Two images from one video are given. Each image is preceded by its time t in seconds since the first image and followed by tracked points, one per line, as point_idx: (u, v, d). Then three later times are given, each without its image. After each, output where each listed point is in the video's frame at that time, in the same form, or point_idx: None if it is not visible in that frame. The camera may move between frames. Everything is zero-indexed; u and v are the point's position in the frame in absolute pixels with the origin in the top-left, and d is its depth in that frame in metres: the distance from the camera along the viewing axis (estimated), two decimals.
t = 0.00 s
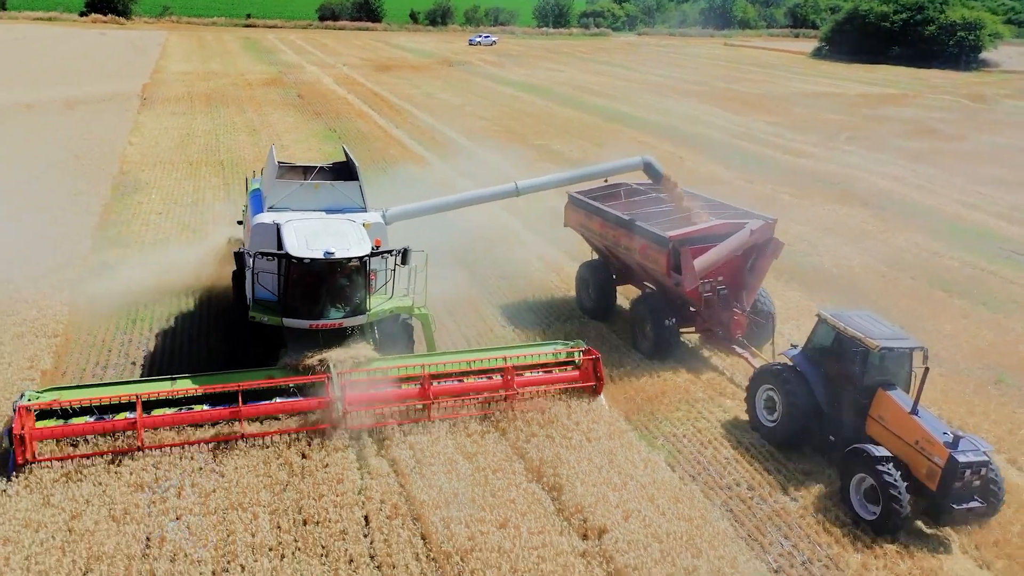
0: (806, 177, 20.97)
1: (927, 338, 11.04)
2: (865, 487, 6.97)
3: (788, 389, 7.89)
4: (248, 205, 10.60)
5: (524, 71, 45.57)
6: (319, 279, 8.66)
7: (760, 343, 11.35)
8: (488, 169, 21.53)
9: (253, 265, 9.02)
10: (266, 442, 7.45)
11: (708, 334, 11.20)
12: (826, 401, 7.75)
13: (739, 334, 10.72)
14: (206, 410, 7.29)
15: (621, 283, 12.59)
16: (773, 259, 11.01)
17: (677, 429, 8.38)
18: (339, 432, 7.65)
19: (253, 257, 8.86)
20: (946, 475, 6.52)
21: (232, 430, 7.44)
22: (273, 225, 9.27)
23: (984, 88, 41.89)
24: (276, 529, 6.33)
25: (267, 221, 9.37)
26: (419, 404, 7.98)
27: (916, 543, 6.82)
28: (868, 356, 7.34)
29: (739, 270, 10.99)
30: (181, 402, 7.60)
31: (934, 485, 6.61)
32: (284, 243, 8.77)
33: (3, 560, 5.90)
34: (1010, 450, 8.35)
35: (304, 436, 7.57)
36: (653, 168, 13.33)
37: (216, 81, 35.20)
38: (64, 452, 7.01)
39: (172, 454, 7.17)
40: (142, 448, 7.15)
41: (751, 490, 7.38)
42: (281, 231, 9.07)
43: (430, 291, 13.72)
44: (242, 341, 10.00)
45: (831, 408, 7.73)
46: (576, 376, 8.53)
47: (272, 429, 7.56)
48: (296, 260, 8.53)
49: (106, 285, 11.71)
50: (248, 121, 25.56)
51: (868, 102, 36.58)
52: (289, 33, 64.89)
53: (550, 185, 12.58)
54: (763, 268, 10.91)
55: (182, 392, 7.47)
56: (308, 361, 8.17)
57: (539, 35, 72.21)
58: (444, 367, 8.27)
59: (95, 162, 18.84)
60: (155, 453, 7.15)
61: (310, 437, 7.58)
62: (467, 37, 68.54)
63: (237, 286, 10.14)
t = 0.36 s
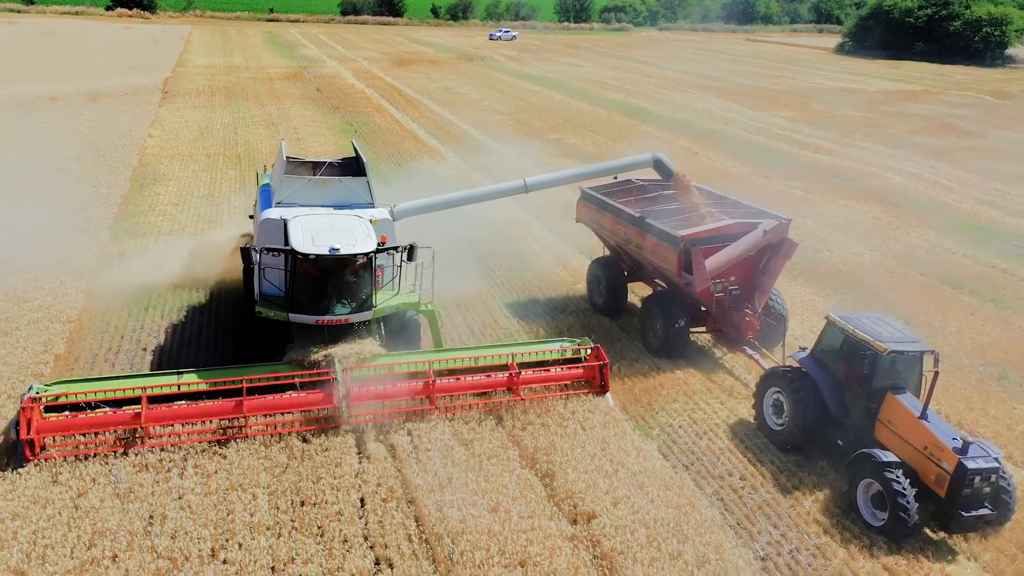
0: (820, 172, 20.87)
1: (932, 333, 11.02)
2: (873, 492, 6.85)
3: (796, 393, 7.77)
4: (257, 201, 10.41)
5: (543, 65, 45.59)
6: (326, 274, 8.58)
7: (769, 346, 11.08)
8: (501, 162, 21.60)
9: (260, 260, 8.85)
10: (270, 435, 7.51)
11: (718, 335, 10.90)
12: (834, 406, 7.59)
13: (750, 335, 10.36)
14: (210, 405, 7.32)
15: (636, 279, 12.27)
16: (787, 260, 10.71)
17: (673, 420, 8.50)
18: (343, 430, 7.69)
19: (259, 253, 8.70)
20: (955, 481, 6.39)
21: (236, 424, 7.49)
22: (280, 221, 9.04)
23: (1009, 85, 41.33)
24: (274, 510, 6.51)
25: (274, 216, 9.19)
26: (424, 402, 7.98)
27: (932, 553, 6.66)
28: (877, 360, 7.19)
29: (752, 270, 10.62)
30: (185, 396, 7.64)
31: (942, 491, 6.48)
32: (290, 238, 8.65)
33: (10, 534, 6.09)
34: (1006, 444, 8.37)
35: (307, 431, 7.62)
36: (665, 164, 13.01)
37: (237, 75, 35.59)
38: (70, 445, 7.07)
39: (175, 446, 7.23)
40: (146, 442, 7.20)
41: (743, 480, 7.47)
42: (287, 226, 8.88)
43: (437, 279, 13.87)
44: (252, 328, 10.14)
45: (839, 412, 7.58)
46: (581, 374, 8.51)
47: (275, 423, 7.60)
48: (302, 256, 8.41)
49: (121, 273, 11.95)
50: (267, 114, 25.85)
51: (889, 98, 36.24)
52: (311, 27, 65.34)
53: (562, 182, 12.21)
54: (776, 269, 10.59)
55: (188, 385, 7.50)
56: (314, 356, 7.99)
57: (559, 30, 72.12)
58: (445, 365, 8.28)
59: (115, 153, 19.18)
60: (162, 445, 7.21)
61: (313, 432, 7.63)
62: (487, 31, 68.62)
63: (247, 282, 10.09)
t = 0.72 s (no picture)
0: (835, 170, 20.79)
1: (936, 329, 11.02)
2: (879, 499, 6.73)
3: (801, 396, 7.61)
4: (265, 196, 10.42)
5: (561, 61, 45.60)
6: (332, 269, 8.60)
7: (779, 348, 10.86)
8: (515, 157, 21.69)
9: (266, 255, 8.88)
10: (275, 429, 7.54)
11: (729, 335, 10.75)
12: (840, 409, 7.46)
13: (759, 336, 10.21)
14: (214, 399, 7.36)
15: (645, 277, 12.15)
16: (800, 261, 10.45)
17: (670, 412, 8.63)
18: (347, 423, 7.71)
19: (266, 248, 8.75)
20: (962, 490, 6.27)
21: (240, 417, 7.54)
22: (286, 216, 9.08)
23: None
24: (273, 491, 6.70)
25: (281, 211, 9.21)
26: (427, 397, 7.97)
27: (937, 561, 6.52)
28: (884, 364, 7.04)
29: (763, 271, 10.40)
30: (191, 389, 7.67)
31: (950, 499, 6.36)
32: (296, 233, 8.72)
33: (19, 510, 6.30)
34: (1001, 440, 8.41)
35: (311, 425, 7.64)
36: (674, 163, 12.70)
37: (257, 69, 35.96)
38: (76, 437, 7.12)
39: (180, 439, 7.28)
40: (151, 434, 7.23)
41: (736, 471, 7.57)
42: (293, 221, 8.95)
43: (444, 272, 13.99)
44: (257, 320, 10.29)
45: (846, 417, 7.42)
46: (586, 370, 8.44)
47: (279, 417, 7.62)
48: (306, 251, 8.51)
49: (136, 262, 12.19)
50: (285, 108, 26.14)
51: (910, 95, 35.89)
52: (332, 22, 65.71)
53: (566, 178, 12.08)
54: (789, 271, 10.35)
55: (194, 378, 7.53)
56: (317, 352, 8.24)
57: (579, 26, 71.99)
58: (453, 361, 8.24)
59: (135, 146, 19.52)
60: (163, 441, 7.25)
61: (316, 426, 7.65)
62: (507, 27, 68.66)
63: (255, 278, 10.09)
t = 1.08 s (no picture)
0: (850, 167, 20.66)
1: (942, 327, 10.99)
2: (886, 507, 6.62)
3: (807, 401, 7.52)
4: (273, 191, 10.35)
5: (580, 57, 45.60)
6: (338, 265, 8.53)
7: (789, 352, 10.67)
8: (529, 153, 21.75)
9: (272, 251, 8.84)
10: (277, 422, 7.58)
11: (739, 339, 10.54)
12: (847, 414, 7.38)
13: (770, 339, 9.97)
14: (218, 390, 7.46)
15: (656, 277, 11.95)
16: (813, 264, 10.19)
17: (667, 404, 8.77)
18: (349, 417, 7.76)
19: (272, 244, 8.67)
20: (970, 498, 6.16)
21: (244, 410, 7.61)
22: (293, 212, 8.94)
23: None
24: (273, 474, 6.88)
25: (287, 207, 9.08)
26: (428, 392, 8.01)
27: (945, 570, 6.42)
28: (891, 369, 6.97)
29: (775, 273, 10.17)
30: (196, 382, 7.78)
31: (957, 508, 6.26)
32: (301, 230, 8.62)
33: (28, 488, 6.54)
34: (998, 436, 8.42)
35: (313, 418, 7.68)
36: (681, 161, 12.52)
37: (278, 64, 36.36)
38: (82, 426, 7.24)
39: (184, 429, 7.37)
40: (154, 425, 7.33)
41: (729, 463, 7.68)
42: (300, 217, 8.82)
43: (451, 268, 13.87)
44: (261, 312, 10.42)
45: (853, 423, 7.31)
46: (590, 368, 8.48)
47: (281, 410, 7.68)
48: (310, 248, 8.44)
49: (152, 253, 12.46)
50: (303, 103, 26.44)
51: (932, 93, 35.51)
52: (354, 18, 66.12)
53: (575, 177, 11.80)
54: (802, 274, 10.10)
55: (200, 372, 7.66)
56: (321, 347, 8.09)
57: (601, 22, 71.87)
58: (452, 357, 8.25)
59: (155, 139, 19.86)
60: (167, 432, 7.31)
61: (318, 419, 7.68)
62: (528, 23, 68.70)
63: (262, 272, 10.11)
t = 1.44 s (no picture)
0: (864, 165, 20.57)
1: (945, 325, 10.97)
2: (889, 515, 6.50)
3: (812, 405, 7.41)
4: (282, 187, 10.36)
5: (599, 54, 45.56)
6: (343, 261, 8.39)
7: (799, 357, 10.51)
8: (543, 150, 21.84)
9: (280, 247, 8.79)
10: (279, 417, 7.63)
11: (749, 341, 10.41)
12: (852, 420, 7.22)
13: (779, 343, 9.86)
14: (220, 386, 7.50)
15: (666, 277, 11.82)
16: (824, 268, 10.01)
17: (664, 397, 8.89)
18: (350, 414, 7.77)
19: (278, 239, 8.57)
20: (974, 507, 6.01)
21: (246, 405, 7.65)
22: (298, 208, 8.93)
23: None
24: (272, 459, 7.05)
25: (294, 204, 9.03)
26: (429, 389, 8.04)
27: None
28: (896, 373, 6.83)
29: (785, 275, 10.01)
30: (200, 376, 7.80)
31: (962, 517, 6.10)
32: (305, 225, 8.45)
33: (36, 468, 6.77)
34: (995, 433, 8.43)
35: (315, 415, 7.72)
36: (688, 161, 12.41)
37: (298, 61, 36.71)
38: (86, 421, 7.32)
39: (187, 423, 7.45)
40: (157, 419, 7.41)
41: (722, 455, 7.80)
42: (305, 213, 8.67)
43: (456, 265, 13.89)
44: (264, 306, 10.54)
45: (858, 429, 7.19)
46: (591, 367, 8.48)
47: (283, 406, 7.72)
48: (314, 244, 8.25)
49: (165, 245, 12.68)
50: (320, 99, 26.70)
51: (953, 91, 35.16)
52: (375, 15, 66.45)
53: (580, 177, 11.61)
54: (813, 277, 9.93)
55: (204, 365, 7.67)
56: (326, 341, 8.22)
57: (621, 19, 71.71)
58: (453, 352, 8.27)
59: (173, 133, 20.18)
60: (170, 426, 7.41)
61: (319, 415, 7.73)
62: (548, 20, 68.70)
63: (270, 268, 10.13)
